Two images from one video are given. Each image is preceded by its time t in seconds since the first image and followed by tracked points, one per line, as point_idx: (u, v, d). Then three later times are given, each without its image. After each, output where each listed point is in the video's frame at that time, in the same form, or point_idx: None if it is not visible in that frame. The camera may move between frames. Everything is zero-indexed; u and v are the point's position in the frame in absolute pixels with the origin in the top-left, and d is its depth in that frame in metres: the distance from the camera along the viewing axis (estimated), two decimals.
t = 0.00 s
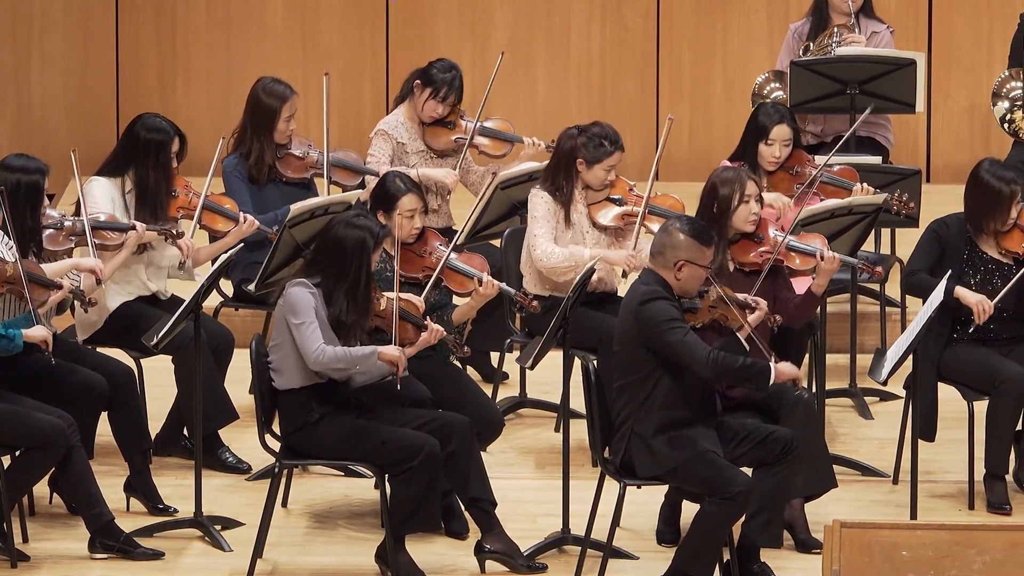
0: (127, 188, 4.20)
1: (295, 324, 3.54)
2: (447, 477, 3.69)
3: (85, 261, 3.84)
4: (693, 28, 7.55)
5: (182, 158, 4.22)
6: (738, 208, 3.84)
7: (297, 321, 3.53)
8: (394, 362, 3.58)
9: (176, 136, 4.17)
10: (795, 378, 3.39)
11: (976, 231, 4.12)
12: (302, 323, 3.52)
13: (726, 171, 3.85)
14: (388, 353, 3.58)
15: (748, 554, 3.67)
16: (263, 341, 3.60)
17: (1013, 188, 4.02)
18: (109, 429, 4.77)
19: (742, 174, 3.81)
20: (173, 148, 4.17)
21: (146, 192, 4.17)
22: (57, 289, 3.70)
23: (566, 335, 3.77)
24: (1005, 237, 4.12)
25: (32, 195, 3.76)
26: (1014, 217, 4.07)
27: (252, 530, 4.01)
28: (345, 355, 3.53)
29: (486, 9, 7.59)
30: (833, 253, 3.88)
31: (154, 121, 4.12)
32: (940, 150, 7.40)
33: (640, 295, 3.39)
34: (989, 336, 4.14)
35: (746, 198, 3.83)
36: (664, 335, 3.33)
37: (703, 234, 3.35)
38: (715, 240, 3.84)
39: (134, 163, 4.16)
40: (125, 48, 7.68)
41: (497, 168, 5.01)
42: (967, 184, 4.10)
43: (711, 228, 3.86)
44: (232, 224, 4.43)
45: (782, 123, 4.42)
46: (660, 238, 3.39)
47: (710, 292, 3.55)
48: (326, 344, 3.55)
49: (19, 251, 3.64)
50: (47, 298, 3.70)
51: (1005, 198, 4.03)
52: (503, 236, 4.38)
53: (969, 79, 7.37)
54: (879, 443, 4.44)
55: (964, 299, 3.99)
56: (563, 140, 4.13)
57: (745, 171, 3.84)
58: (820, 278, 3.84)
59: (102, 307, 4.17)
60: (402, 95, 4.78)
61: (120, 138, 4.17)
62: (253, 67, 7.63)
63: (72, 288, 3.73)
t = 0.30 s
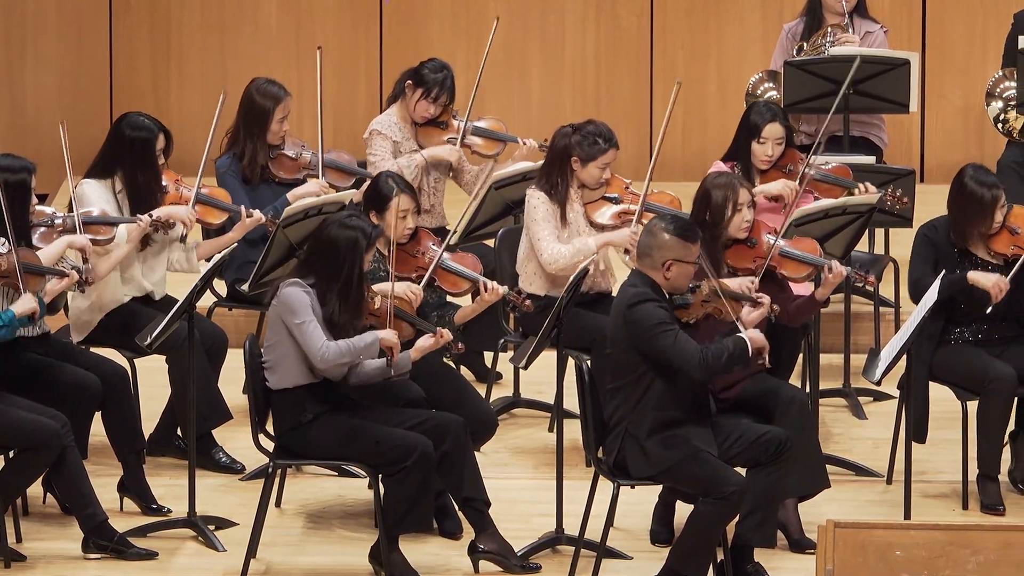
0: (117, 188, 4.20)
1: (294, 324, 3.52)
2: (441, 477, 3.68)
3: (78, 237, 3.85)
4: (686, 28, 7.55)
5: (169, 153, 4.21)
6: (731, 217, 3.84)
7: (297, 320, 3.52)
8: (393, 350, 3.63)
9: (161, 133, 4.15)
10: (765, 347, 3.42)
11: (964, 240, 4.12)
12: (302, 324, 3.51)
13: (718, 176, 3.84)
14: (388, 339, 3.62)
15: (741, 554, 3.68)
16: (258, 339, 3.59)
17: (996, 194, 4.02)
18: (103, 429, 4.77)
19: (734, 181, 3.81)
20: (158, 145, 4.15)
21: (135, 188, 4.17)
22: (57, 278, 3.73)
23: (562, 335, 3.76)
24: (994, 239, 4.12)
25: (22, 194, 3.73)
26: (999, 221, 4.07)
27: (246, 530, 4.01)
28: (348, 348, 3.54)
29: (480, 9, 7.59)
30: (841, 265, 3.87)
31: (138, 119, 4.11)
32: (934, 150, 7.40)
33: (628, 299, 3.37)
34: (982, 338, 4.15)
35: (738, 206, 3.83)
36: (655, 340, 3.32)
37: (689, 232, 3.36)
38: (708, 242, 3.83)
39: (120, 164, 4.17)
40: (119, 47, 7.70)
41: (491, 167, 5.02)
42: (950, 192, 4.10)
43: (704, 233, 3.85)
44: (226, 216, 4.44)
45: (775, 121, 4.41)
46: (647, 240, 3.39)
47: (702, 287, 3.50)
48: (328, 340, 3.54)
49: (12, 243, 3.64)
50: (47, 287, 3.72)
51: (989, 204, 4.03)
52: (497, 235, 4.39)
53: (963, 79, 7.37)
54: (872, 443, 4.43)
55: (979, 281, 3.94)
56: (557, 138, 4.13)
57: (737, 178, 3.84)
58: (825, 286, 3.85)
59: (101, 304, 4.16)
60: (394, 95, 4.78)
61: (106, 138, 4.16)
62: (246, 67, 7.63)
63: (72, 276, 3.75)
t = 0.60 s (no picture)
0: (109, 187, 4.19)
1: (289, 328, 3.53)
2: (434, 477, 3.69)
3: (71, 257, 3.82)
4: (680, 28, 7.55)
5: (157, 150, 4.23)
6: (729, 214, 3.84)
7: (292, 324, 3.52)
8: (380, 360, 3.60)
9: (149, 130, 4.18)
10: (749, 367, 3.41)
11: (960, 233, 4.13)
12: (297, 328, 3.52)
13: (717, 174, 3.83)
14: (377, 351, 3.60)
15: (735, 554, 3.67)
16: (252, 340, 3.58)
17: (996, 188, 4.02)
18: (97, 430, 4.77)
19: (734, 179, 3.80)
20: (146, 142, 4.18)
21: (122, 189, 4.15)
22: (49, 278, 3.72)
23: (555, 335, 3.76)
24: (991, 233, 4.14)
25: (11, 193, 3.75)
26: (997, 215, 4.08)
27: (240, 530, 4.01)
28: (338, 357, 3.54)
29: (473, 9, 7.59)
30: (838, 263, 3.85)
31: (126, 116, 4.13)
32: (929, 150, 7.40)
33: (617, 302, 3.38)
34: (977, 337, 4.15)
35: (736, 203, 3.83)
36: (645, 342, 3.33)
37: (677, 230, 3.36)
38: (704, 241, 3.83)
39: (109, 163, 4.18)
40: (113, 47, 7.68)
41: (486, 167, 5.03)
42: (949, 185, 4.10)
43: (701, 232, 3.85)
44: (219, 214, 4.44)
45: (769, 121, 4.42)
46: (634, 240, 3.40)
47: (691, 285, 3.57)
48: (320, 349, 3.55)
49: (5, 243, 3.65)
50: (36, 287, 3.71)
51: (988, 197, 4.03)
52: (490, 235, 4.39)
53: (957, 79, 7.37)
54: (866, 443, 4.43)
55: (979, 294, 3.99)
56: (557, 139, 4.13)
57: (736, 175, 3.84)
58: (821, 286, 3.84)
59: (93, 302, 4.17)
60: (388, 95, 4.78)
61: (95, 138, 4.17)
62: (240, 66, 7.63)
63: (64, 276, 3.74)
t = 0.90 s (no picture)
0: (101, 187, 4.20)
1: (283, 327, 3.52)
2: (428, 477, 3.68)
3: (63, 251, 3.83)
4: (673, 26, 7.55)
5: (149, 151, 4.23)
6: (722, 217, 3.83)
7: (285, 323, 3.51)
8: (375, 355, 3.62)
9: (142, 131, 4.18)
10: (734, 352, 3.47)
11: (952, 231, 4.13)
12: (291, 326, 3.50)
13: (711, 176, 3.84)
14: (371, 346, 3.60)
15: (729, 554, 3.66)
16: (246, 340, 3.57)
17: (989, 188, 4.04)
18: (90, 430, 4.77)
19: (728, 181, 3.81)
20: (139, 143, 4.18)
21: (116, 187, 4.17)
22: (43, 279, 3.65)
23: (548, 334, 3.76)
24: (982, 233, 4.14)
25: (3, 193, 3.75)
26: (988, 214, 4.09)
27: (234, 530, 4.01)
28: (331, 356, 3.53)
29: (467, 7, 7.59)
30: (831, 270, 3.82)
31: (118, 118, 4.13)
32: (922, 150, 7.40)
33: (606, 305, 3.37)
34: (971, 337, 4.15)
35: (731, 204, 3.83)
36: (636, 346, 3.33)
37: (665, 231, 3.37)
38: (696, 243, 3.85)
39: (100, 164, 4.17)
40: (106, 45, 7.69)
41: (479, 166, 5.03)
42: (940, 183, 4.11)
43: (695, 233, 3.87)
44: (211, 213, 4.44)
45: (762, 119, 4.41)
46: (622, 242, 3.40)
47: (681, 284, 3.59)
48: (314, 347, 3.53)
49: None
50: (30, 286, 3.70)
51: (979, 196, 4.04)
52: (484, 235, 4.40)
53: (951, 79, 7.37)
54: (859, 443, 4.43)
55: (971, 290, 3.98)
56: (550, 141, 4.13)
57: (730, 177, 3.83)
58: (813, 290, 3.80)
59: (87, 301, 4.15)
60: (382, 95, 4.78)
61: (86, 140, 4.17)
62: (233, 66, 7.63)
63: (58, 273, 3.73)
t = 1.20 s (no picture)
0: (95, 187, 4.19)
1: (277, 322, 3.51)
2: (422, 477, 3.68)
3: (53, 229, 3.84)
4: (667, 26, 7.54)
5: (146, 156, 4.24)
6: (707, 220, 3.85)
7: (279, 318, 3.50)
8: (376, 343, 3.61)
9: (139, 134, 4.18)
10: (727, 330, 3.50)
11: (940, 232, 4.14)
12: (286, 321, 3.49)
13: (696, 178, 3.87)
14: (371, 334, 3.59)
15: (722, 553, 3.66)
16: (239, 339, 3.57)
17: (971, 185, 4.05)
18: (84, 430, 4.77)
19: (711, 183, 3.84)
20: (135, 146, 4.18)
21: (112, 189, 4.18)
22: (33, 281, 3.68)
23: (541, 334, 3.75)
24: (970, 232, 4.14)
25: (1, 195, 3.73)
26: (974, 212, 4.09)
27: (227, 530, 4.01)
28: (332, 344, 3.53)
29: (460, 8, 7.59)
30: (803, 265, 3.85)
31: (116, 120, 4.13)
32: (916, 150, 7.40)
33: (595, 305, 3.38)
34: (964, 336, 4.15)
35: (715, 207, 3.84)
36: (625, 346, 3.34)
37: (655, 233, 3.38)
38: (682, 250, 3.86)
39: (97, 163, 4.17)
40: (100, 46, 7.70)
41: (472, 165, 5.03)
42: (925, 184, 4.12)
43: (680, 237, 3.89)
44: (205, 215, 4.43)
45: (751, 117, 4.43)
46: (613, 244, 3.40)
47: (672, 282, 3.66)
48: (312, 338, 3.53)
49: None
50: (25, 290, 3.69)
51: (964, 195, 4.05)
52: (477, 235, 4.40)
53: (944, 80, 7.38)
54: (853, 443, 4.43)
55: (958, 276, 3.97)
56: (541, 143, 4.13)
57: (715, 179, 3.86)
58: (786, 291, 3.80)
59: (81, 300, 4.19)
60: (375, 94, 4.77)
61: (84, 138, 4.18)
62: (227, 66, 7.64)
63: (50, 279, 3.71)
